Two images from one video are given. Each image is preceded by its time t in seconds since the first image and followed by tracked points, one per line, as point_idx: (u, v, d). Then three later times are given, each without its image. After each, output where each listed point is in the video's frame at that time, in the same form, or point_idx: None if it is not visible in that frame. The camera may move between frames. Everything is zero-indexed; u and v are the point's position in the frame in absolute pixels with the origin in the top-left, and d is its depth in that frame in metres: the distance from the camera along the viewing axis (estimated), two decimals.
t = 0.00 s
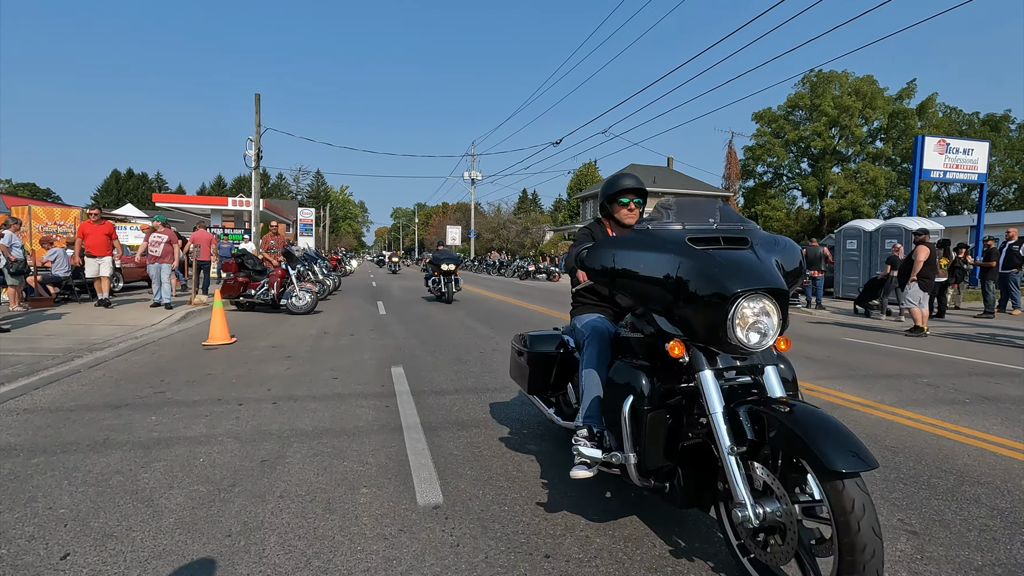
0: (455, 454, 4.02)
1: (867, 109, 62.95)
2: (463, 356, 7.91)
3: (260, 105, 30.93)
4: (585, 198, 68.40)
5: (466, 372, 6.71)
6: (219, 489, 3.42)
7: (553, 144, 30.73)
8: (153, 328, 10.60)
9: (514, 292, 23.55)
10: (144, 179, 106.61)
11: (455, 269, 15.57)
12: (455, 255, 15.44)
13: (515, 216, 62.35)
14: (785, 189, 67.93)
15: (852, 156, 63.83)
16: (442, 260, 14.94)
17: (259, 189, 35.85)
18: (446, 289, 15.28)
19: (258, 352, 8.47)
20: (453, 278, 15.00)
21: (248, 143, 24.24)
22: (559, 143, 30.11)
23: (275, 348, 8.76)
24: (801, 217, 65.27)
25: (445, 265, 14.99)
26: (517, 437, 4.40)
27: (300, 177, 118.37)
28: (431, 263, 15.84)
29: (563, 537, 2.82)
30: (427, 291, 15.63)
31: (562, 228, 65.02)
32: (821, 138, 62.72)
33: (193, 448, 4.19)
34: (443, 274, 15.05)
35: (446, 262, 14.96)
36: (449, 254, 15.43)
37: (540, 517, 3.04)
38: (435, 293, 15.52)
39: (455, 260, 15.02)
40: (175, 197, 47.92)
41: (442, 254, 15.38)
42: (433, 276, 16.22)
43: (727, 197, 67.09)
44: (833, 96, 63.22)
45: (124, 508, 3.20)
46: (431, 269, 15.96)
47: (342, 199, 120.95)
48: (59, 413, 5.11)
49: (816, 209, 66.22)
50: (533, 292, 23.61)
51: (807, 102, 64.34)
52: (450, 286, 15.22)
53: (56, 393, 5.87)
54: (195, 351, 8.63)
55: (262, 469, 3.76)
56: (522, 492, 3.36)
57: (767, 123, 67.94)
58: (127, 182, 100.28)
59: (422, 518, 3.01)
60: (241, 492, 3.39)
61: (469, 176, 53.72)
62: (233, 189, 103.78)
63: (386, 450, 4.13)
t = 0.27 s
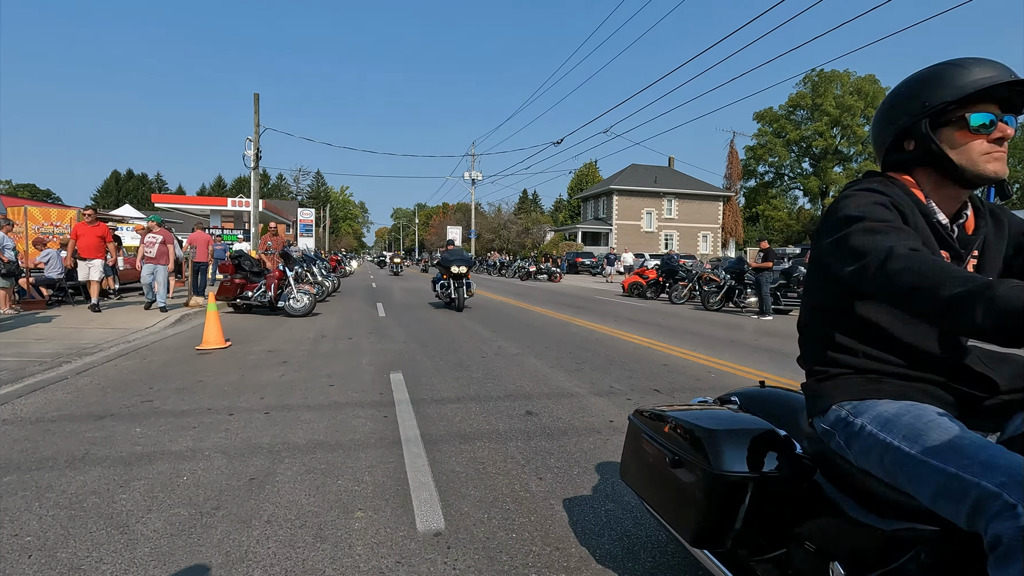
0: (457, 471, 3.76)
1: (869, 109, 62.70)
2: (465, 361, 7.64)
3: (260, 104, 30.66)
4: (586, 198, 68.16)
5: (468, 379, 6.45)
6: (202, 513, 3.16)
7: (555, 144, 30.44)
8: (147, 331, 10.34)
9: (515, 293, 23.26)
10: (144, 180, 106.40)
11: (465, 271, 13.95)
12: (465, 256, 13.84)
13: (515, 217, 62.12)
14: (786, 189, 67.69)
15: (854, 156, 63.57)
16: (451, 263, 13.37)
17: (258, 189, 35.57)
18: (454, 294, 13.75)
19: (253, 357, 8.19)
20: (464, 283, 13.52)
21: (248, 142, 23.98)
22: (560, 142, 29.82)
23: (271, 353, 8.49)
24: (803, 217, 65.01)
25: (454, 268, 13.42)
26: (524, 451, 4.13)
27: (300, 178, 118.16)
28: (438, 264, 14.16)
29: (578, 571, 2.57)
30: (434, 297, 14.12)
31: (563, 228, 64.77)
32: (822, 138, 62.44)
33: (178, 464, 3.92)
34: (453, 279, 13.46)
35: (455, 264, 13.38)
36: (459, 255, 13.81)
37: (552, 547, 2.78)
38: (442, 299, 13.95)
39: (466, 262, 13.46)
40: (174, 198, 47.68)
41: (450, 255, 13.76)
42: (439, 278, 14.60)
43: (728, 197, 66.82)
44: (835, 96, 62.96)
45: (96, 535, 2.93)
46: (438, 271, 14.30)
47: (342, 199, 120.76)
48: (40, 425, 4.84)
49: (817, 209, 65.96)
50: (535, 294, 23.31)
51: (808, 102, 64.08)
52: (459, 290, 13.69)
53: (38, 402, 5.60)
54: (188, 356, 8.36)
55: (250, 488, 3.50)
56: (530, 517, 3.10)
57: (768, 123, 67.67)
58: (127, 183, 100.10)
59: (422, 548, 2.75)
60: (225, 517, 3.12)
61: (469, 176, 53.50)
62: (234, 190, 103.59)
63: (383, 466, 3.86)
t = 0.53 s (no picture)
0: (466, 494, 3.48)
1: (872, 109, 62.35)
2: (469, 368, 7.36)
3: (260, 104, 30.41)
4: (587, 198, 67.93)
5: (474, 389, 6.17)
6: (188, 545, 2.88)
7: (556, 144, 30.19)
8: (142, 336, 10.08)
9: (518, 294, 22.99)
10: (144, 181, 106.31)
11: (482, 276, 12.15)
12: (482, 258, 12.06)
13: (517, 217, 61.88)
14: (789, 189, 67.38)
15: (857, 156, 63.23)
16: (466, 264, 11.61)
17: (257, 190, 35.25)
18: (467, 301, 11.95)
19: (251, 363, 7.92)
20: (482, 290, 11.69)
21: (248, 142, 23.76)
22: (562, 143, 29.66)
23: (269, 359, 8.21)
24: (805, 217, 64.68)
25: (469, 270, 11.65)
26: (537, 470, 3.84)
27: (300, 178, 117.93)
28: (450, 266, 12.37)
29: None
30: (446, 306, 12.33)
31: (565, 229, 64.53)
32: (825, 138, 62.03)
33: (165, 486, 3.63)
34: (468, 284, 11.69)
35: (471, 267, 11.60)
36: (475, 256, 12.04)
37: None
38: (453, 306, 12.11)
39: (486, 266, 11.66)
40: (175, 199, 47.50)
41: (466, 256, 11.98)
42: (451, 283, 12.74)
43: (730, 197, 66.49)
44: (837, 96, 62.63)
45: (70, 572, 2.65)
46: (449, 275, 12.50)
47: (343, 200, 120.59)
48: (22, 440, 4.57)
49: (820, 209, 65.64)
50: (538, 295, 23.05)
51: (811, 102, 63.77)
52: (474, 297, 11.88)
53: (23, 414, 5.33)
54: (183, 362, 8.08)
55: (241, 515, 3.22)
56: (548, 550, 2.81)
57: (770, 123, 67.36)
58: (128, 183, 99.98)
59: None
60: (214, 549, 2.84)
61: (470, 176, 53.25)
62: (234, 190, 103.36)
63: (386, 488, 3.57)
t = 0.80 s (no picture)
0: (478, 521, 3.19)
1: (878, 109, 61.86)
2: (477, 376, 7.07)
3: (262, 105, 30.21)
4: (592, 199, 67.63)
5: (482, 399, 5.88)
6: None
7: (561, 145, 29.89)
8: (140, 340, 9.82)
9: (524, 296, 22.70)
10: (149, 182, 106.52)
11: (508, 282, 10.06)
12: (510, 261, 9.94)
13: (520, 219, 61.62)
14: (794, 190, 66.94)
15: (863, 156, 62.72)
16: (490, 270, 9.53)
17: (260, 192, 35.05)
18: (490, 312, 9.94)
19: (250, 370, 7.64)
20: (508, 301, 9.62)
21: (251, 143, 23.54)
22: (566, 144, 29.34)
23: (270, 366, 7.94)
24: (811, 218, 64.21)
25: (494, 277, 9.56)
26: (555, 493, 3.55)
27: (304, 180, 117.94)
28: (470, 270, 10.33)
29: None
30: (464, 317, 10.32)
31: (569, 230, 64.23)
32: (831, 139, 61.61)
33: (152, 511, 3.36)
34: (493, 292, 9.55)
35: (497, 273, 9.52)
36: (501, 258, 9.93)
37: None
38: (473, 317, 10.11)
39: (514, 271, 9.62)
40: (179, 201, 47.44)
41: (489, 258, 9.91)
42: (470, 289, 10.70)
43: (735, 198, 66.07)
44: (843, 96, 62.16)
45: None
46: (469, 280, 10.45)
47: (346, 201, 120.58)
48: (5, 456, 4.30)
49: (826, 210, 65.17)
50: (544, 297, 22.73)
51: (816, 102, 63.32)
52: (500, 309, 9.87)
53: (10, 426, 5.07)
54: (180, 369, 7.81)
55: (232, 546, 2.93)
56: None
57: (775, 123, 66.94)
58: (133, 185, 100.21)
59: None
60: None
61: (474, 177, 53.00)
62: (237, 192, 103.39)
63: (391, 514, 3.29)
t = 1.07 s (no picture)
0: (488, 547, 2.90)
1: (888, 108, 61.17)
2: (484, 381, 6.78)
3: (268, 104, 30.05)
4: (597, 200, 67.33)
5: (489, 406, 5.58)
6: None
7: (568, 144, 29.58)
8: (139, 342, 9.60)
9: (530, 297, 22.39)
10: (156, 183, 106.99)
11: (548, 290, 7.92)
12: (549, 261, 7.77)
13: (526, 219, 61.39)
14: (802, 190, 66.35)
15: (872, 156, 62.07)
16: (526, 276, 7.40)
17: (265, 192, 34.90)
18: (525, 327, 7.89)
19: (249, 374, 7.38)
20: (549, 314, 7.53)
21: (255, 143, 23.36)
22: (573, 143, 29.03)
23: (269, 369, 7.67)
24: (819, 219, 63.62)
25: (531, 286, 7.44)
26: (571, 514, 3.25)
27: (309, 181, 118.10)
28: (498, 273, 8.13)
29: None
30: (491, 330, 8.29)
31: (575, 230, 63.97)
32: (840, 138, 61.00)
33: (131, 532, 3.08)
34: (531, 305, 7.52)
35: (535, 280, 7.39)
36: (538, 258, 7.77)
37: None
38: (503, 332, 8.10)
39: (556, 276, 7.50)
40: (185, 202, 47.37)
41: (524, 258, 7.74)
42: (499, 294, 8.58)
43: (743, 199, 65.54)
44: (851, 95, 61.53)
45: None
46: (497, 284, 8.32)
47: (352, 202, 120.79)
48: None
49: (834, 210, 64.55)
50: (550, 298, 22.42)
51: (825, 102, 62.72)
52: (538, 323, 7.80)
53: None
54: (177, 373, 7.55)
55: None
56: None
57: (783, 123, 66.36)
58: (141, 186, 100.77)
59: None
60: None
61: (479, 178, 52.78)
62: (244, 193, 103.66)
63: (391, 538, 2.99)
